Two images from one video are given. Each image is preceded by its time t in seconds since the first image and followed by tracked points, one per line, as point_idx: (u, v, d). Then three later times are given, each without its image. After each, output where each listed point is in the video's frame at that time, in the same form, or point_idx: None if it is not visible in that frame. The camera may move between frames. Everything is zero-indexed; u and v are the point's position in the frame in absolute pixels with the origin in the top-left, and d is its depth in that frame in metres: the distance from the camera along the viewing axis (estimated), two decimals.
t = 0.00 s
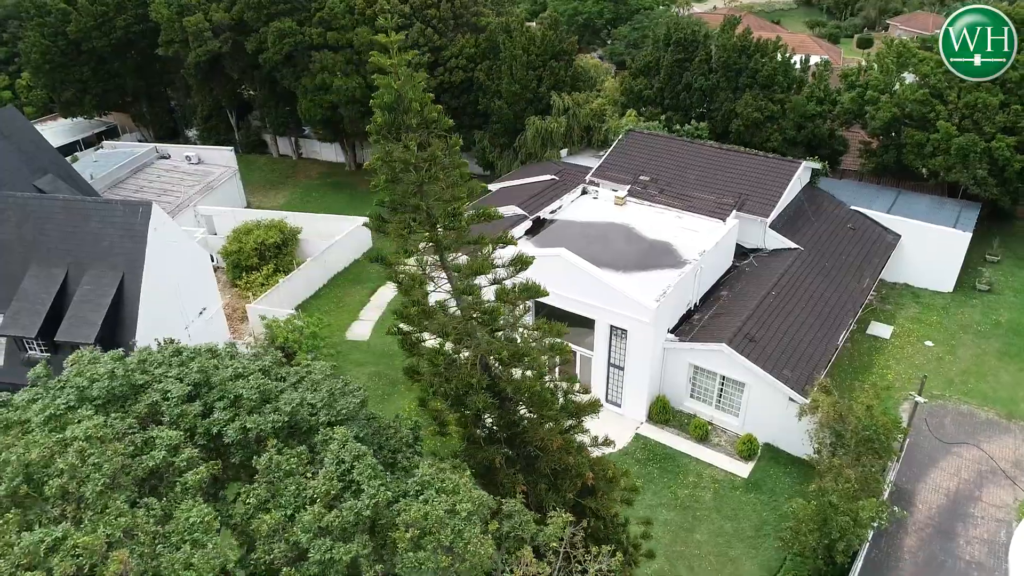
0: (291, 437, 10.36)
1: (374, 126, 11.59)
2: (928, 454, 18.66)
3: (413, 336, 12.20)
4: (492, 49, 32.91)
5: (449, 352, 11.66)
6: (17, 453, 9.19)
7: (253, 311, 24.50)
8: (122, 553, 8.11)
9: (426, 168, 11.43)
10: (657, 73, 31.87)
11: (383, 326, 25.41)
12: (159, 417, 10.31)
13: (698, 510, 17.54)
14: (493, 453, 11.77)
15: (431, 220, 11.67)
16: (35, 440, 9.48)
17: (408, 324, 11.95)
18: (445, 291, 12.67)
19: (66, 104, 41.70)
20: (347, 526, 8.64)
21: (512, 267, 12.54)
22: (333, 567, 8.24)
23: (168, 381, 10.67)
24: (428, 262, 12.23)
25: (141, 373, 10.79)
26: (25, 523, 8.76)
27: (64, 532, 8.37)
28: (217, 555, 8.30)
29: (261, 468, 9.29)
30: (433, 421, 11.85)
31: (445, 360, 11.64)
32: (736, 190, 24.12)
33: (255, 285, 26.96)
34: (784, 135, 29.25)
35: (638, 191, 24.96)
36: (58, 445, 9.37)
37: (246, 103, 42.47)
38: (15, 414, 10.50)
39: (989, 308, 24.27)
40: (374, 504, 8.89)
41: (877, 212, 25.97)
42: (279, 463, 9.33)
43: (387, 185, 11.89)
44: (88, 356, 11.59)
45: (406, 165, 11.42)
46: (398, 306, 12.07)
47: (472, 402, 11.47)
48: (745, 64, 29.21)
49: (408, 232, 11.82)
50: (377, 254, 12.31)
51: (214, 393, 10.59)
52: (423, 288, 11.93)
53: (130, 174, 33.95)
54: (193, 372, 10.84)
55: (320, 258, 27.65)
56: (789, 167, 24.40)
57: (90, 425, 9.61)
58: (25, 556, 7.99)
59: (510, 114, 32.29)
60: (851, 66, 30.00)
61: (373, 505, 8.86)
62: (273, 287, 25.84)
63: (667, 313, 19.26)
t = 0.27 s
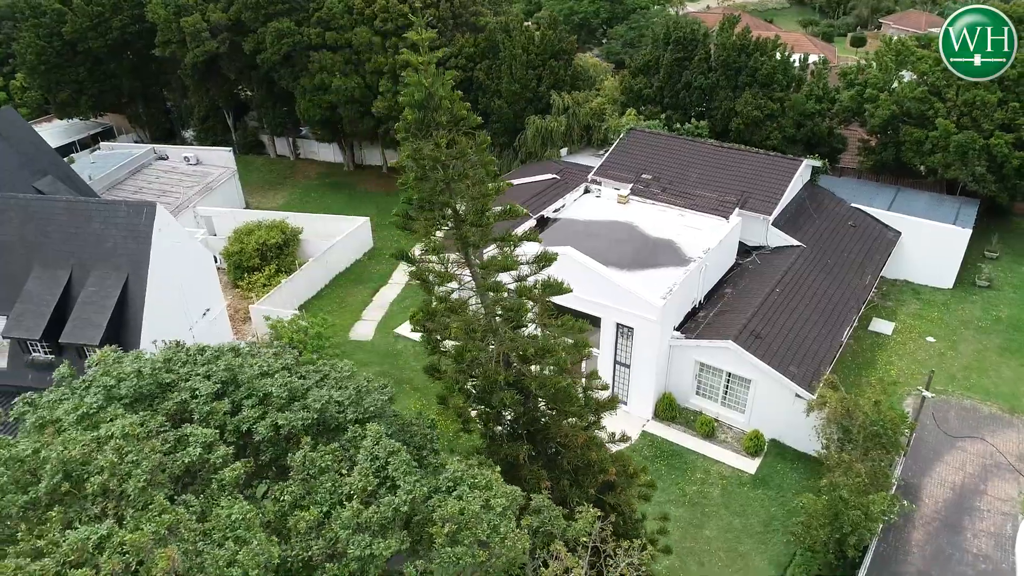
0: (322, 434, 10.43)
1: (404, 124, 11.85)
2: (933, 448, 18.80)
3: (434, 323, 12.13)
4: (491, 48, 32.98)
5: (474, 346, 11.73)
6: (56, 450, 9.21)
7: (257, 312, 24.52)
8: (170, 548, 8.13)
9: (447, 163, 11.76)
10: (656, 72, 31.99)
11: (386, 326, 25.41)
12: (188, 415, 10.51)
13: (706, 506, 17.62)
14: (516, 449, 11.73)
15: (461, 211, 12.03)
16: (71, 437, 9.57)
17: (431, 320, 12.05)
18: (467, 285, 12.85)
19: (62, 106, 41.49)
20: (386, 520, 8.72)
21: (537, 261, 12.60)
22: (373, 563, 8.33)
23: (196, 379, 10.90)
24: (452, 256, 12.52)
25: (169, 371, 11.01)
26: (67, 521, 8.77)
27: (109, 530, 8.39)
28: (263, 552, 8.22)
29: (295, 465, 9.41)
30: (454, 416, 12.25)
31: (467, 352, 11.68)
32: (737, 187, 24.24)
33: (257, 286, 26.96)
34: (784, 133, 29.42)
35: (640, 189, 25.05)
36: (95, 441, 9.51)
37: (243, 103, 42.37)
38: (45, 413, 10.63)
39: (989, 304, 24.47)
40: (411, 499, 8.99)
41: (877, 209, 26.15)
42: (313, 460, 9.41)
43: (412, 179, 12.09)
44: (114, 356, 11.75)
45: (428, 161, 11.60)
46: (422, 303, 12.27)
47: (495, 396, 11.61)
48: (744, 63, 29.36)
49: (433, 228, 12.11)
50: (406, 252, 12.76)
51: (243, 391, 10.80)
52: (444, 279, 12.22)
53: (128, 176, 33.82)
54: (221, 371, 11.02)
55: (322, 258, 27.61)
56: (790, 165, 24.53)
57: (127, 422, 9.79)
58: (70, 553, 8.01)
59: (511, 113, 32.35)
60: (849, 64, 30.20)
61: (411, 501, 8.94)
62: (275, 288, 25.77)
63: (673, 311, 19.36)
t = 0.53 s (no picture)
0: (353, 430, 10.71)
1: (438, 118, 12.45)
2: (938, 443, 18.96)
3: (460, 321, 12.57)
4: (490, 48, 33.02)
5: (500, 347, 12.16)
6: (96, 447, 9.29)
7: (261, 312, 24.45)
8: (218, 544, 8.21)
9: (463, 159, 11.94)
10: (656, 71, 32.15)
11: (390, 325, 25.42)
12: (218, 413, 10.81)
13: (714, 502, 17.68)
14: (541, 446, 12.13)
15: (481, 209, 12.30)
16: (108, 434, 9.69)
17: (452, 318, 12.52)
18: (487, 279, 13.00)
19: (57, 107, 41.22)
20: (422, 517, 8.87)
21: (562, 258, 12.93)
22: (411, 558, 8.43)
23: (223, 378, 11.26)
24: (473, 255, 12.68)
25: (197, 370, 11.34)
26: (110, 518, 8.81)
27: (153, 527, 8.41)
28: (307, 547, 8.37)
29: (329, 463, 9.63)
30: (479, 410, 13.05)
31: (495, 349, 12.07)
32: (739, 186, 24.37)
33: (259, 286, 26.87)
34: (783, 131, 29.58)
35: (642, 187, 25.15)
36: (132, 438, 9.64)
37: (240, 104, 42.24)
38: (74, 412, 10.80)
39: (988, 300, 24.69)
40: (448, 494, 9.11)
41: (877, 207, 26.33)
42: (346, 456, 9.65)
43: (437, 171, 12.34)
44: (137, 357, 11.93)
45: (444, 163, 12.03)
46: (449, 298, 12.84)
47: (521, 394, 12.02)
48: (743, 62, 29.51)
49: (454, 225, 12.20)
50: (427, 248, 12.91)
51: (270, 388, 11.11)
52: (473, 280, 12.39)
53: (125, 177, 33.67)
54: (248, 369, 11.39)
55: (323, 258, 27.57)
56: (791, 163, 24.70)
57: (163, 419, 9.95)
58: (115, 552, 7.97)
59: (510, 113, 32.39)
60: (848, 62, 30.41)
61: (448, 496, 9.09)
62: (276, 289, 25.69)
63: (679, 309, 19.47)
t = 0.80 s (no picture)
0: (385, 429, 10.73)
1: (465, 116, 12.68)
2: (941, 438, 19.13)
3: (484, 318, 13.07)
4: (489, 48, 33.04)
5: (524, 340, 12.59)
6: (136, 445, 9.37)
7: (264, 313, 24.32)
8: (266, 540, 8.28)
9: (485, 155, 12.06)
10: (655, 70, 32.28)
11: (393, 325, 25.44)
12: (247, 411, 10.78)
13: (722, 498, 17.74)
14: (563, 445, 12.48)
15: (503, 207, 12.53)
16: (147, 432, 9.78)
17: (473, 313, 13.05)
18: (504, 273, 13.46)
19: (52, 108, 40.93)
20: (459, 513, 9.01)
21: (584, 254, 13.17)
22: (449, 554, 8.54)
23: (251, 376, 11.22)
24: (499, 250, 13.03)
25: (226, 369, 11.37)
26: (155, 516, 8.87)
27: (199, 523, 8.49)
28: (351, 541, 8.30)
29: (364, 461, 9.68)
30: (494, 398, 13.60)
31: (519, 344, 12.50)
32: (741, 184, 24.48)
33: (260, 287, 26.77)
34: (782, 129, 29.74)
35: (644, 186, 25.23)
36: (171, 435, 9.79)
37: (236, 104, 42.09)
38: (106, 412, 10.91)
39: (987, 295, 24.91)
40: (483, 490, 9.30)
41: (876, 204, 26.50)
42: (381, 452, 9.73)
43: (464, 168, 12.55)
44: (158, 359, 12.00)
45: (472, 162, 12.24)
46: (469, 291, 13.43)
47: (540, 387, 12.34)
48: (742, 60, 29.63)
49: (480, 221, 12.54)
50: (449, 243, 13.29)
51: (298, 387, 11.06)
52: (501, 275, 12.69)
53: (123, 179, 33.48)
54: (274, 368, 11.36)
55: (324, 258, 27.55)
56: (792, 161, 24.82)
57: (200, 417, 10.03)
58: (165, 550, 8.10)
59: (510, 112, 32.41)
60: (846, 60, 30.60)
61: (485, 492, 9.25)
62: (278, 290, 25.59)
63: (684, 306, 19.56)
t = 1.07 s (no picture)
0: (417, 425, 10.88)
1: (497, 114, 13.53)
2: (946, 432, 19.31)
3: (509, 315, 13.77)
4: (488, 47, 33.06)
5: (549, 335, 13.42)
6: (183, 441, 9.69)
7: (267, 313, 24.20)
8: (320, 533, 8.50)
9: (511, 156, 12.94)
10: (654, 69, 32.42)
11: (396, 325, 25.46)
12: (280, 409, 10.90)
13: (730, 494, 17.83)
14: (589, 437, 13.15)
15: (528, 208, 13.41)
16: (188, 429, 9.97)
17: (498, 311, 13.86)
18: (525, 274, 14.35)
19: (46, 110, 40.63)
20: (500, 507, 9.13)
21: (609, 252, 13.75)
22: (491, 547, 8.61)
23: (281, 374, 11.36)
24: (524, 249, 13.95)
25: (256, 368, 11.51)
26: (202, 512, 9.08)
27: (250, 517, 8.68)
28: (400, 535, 8.55)
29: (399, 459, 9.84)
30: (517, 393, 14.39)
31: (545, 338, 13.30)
32: (742, 181, 24.64)
33: (262, 288, 26.70)
34: (780, 127, 29.93)
35: (646, 184, 25.34)
36: (212, 430, 9.97)
37: (233, 105, 41.94)
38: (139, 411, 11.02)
39: (986, 291, 25.16)
40: (522, 483, 9.30)
41: (875, 201, 26.72)
42: (419, 446, 9.92)
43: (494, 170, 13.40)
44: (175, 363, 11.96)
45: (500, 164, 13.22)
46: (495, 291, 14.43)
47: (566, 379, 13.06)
48: (740, 59, 29.78)
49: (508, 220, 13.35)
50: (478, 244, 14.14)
51: (328, 385, 11.21)
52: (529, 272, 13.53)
53: (121, 180, 33.31)
54: (303, 367, 11.48)
55: (326, 259, 27.54)
56: (793, 158, 25.03)
57: (241, 414, 10.19)
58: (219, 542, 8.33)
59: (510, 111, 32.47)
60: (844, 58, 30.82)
61: (526, 484, 9.30)
62: (279, 290, 25.52)
63: (690, 303, 19.71)
